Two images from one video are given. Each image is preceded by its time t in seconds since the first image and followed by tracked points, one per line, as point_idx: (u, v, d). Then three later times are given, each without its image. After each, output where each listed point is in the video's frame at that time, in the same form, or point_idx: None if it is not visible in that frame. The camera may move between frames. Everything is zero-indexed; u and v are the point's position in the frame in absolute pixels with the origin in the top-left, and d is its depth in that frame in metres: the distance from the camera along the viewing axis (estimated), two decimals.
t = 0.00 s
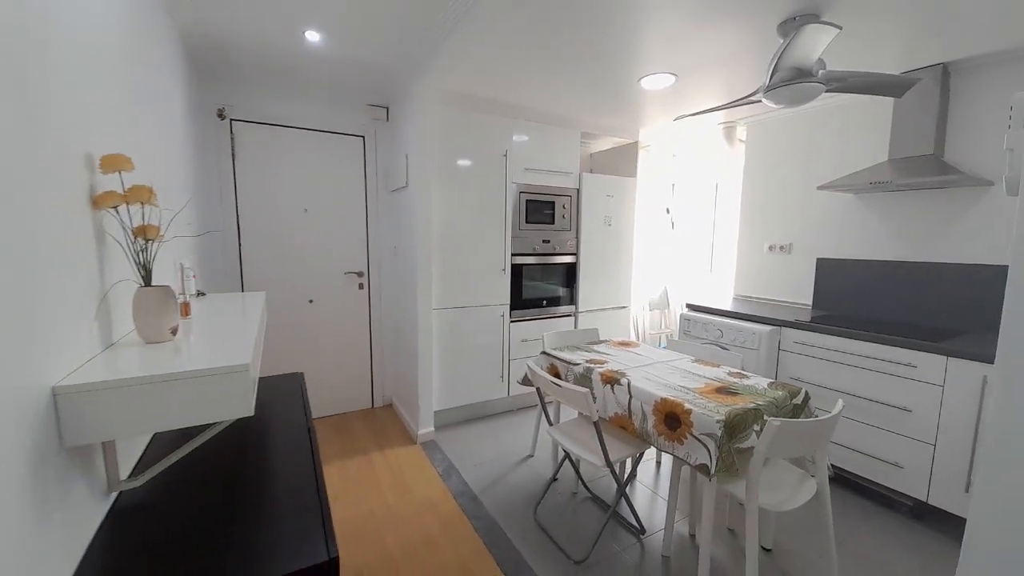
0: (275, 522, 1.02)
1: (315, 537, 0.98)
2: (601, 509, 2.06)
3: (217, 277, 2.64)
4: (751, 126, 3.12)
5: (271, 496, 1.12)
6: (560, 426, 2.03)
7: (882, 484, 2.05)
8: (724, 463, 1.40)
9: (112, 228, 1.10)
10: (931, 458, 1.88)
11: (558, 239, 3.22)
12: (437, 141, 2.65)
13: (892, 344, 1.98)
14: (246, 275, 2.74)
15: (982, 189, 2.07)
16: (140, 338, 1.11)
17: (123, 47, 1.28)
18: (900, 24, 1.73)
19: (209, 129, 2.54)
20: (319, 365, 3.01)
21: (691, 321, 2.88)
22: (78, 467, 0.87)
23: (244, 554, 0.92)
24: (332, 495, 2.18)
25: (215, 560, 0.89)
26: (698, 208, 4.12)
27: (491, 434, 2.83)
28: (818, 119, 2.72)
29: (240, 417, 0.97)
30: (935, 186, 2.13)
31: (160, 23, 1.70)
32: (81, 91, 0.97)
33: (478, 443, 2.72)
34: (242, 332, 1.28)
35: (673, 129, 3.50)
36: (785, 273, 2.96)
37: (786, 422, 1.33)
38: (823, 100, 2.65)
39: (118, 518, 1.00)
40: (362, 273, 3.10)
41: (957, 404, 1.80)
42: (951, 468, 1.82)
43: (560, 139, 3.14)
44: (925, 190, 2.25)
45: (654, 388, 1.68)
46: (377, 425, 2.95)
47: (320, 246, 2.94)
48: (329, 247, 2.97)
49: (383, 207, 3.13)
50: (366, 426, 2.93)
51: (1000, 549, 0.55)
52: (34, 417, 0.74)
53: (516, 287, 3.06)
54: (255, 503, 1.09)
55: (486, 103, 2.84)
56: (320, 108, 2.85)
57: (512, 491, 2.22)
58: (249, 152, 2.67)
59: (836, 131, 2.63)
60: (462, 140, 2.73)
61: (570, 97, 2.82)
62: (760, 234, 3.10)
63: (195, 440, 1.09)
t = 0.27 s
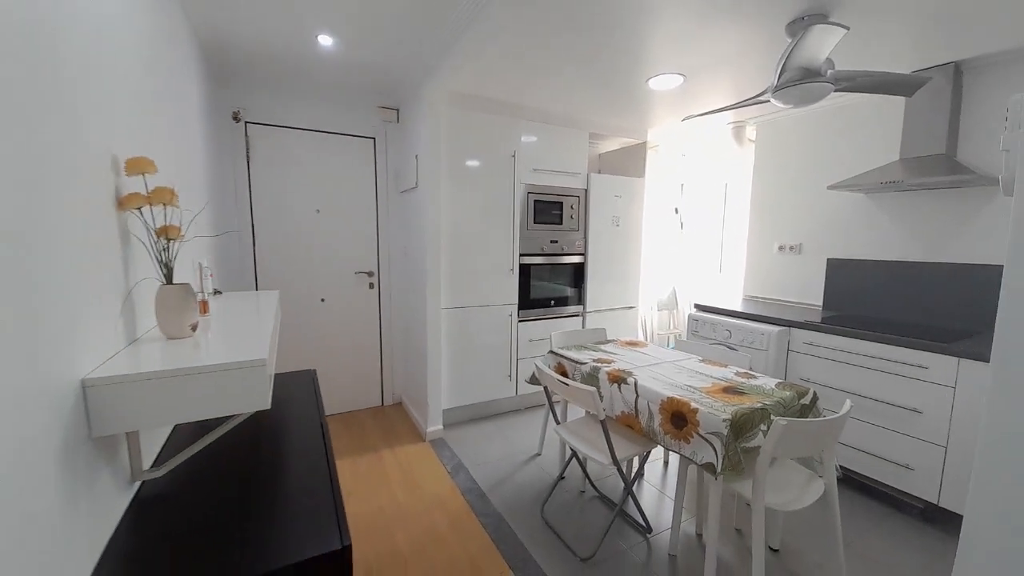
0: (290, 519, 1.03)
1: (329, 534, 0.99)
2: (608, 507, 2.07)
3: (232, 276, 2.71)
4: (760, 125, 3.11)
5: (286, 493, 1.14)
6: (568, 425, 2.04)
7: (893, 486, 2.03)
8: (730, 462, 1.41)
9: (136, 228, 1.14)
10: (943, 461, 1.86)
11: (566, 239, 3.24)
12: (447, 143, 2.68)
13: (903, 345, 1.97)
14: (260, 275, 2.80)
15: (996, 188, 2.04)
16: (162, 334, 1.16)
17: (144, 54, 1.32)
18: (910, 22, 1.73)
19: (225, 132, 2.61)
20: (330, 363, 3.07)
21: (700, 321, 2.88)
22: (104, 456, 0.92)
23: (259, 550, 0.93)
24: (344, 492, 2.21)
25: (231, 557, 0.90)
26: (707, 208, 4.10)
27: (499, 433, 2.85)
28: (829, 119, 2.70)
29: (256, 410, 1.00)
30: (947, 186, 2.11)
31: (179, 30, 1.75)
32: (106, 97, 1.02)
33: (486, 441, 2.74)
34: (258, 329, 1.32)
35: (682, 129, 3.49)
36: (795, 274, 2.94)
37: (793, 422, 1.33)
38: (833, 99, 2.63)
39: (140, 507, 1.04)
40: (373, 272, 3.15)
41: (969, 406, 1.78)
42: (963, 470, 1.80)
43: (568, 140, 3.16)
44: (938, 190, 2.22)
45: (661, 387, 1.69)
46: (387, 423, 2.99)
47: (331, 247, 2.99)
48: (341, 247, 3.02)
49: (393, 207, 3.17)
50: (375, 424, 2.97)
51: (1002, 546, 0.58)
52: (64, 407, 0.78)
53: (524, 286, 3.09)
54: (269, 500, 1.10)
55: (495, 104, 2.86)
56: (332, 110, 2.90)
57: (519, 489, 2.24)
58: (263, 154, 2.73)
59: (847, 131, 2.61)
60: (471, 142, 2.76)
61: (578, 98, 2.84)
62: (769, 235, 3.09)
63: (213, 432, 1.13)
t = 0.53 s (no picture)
0: (299, 519, 1.05)
1: (338, 534, 1.00)
2: (612, 508, 2.08)
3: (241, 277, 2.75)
4: (767, 127, 3.10)
5: (295, 492, 1.15)
6: (572, 425, 2.06)
7: (899, 489, 2.02)
8: (734, 463, 1.41)
9: (152, 232, 1.18)
10: (950, 464, 1.85)
11: (571, 240, 3.25)
12: (453, 145, 2.71)
13: (910, 347, 1.96)
14: (269, 276, 2.84)
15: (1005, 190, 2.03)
16: (176, 334, 1.19)
17: (160, 61, 1.36)
18: (916, 23, 1.72)
19: (235, 135, 2.65)
20: (337, 363, 3.10)
21: (705, 323, 2.88)
22: (121, 452, 0.95)
23: (269, 549, 0.94)
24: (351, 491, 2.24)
25: (241, 556, 0.92)
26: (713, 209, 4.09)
27: (504, 433, 2.87)
28: (835, 120, 2.69)
29: (267, 408, 1.03)
30: (955, 188, 2.10)
31: (192, 37, 1.79)
32: (124, 105, 1.06)
33: (491, 441, 2.76)
34: (268, 329, 1.35)
35: (688, 130, 3.50)
36: (801, 275, 2.93)
37: (797, 423, 1.34)
38: (840, 100, 2.62)
39: (155, 503, 1.07)
40: (379, 273, 3.18)
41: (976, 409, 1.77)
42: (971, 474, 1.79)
43: (573, 142, 3.17)
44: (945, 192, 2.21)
45: (665, 388, 1.70)
46: (393, 423, 3.01)
47: (339, 248, 3.03)
48: (348, 248, 3.06)
49: (400, 209, 3.20)
50: (382, 424, 2.99)
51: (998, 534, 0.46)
52: (84, 405, 0.81)
53: (529, 287, 3.10)
54: (279, 499, 1.12)
55: (501, 106, 2.88)
56: (340, 113, 2.94)
57: (524, 489, 2.26)
58: (272, 157, 2.78)
59: (854, 132, 2.59)
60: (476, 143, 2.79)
61: (584, 100, 2.85)
62: (776, 236, 3.07)
63: (225, 430, 1.16)
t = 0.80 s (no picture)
0: (305, 518, 1.06)
1: (344, 533, 1.02)
2: (615, 508, 2.09)
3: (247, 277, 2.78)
4: (771, 127, 3.09)
5: (301, 492, 1.17)
6: (575, 425, 2.06)
7: (904, 491, 2.01)
8: (736, 464, 1.42)
9: (160, 234, 1.19)
10: (954, 466, 1.84)
11: (574, 241, 3.25)
12: (456, 146, 2.72)
13: (915, 348, 1.95)
14: (274, 276, 2.87)
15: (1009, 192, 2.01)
16: (184, 334, 1.21)
17: (167, 65, 1.38)
18: (920, 24, 1.72)
19: (241, 137, 2.68)
20: (342, 362, 3.13)
21: (708, 323, 2.88)
22: (131, 452, 0.97)
23: (275, 548, 0.96)
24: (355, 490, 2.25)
25: (248, 555, 0.93)
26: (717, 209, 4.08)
27: (507, 433, 2.88)
28: (840, 120, 2.68)
29: (273, 409, 1.04)
30: (960, 188, 2.09)
31: (197, 41, 1.81)
32: (132, 109, 1.07)
33: (494, 441, 2.78)
34: (274, 330, 1.36)
35: (691, 131, 3.50)
36: (805, 276, 2.92)
37: (799, 424, 1.34)
38: (845, 100, 2.61)
39: (164, 502, 1.09)
40: (383, 274, 3.20)
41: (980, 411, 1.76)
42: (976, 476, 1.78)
43: (576, 142, 3.18)
44: (951, 192, 2.20)
45: (667, 389, 1.71)
46: (397, 423, 3.03)
47: (344, 249, 3.05)
48: (352, 249, 3.08)
49: (404, 210, 3.22)
50: (386, 424, 3.01)
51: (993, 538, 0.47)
52: (95, 407, 0.83)
53: (533, 288, 3.11)
54: (285, 499, 1.14)
55: (504, 108, 2.89)
56: (344, 114, 2.95)
57: (527, 489, 2.27)
58: (278, 159, 2.80)
59: (859, 131, 2.58)
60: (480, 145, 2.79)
61: (587, 101, 2.85)
62: (780, 237, 3.07)
63: (232, 430, 1.18)
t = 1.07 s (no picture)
0: (305, 518, 1.07)
1: (344, 533, 1.02)
2: (615, 509, 2.09)
3: (246, 278, 2.77)
4: (769, 127, 3.10)
5: (301, 492, 1.17)
6: (574, 426, 2.07)
7: (902, 490, 2.02)
8: (735, 465, 1.42)
9: (160, 236, 1.19)
10: (952, 466, 1.85)
11: (573, 241, 3.26)
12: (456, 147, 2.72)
13: (913, 349, 1.96)
14: (274, 277, 2.87)
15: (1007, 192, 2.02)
16: (183, 336, 1.21)
17: (165, 66, 1.38)
18: (918, 25, 1.72)
19: (240, 137, 2.68)
20: (342, 363, 3.13)
21: (707, 324, 2.88)
22: (131, 454, 0.97)
23: (276, 549, 0.96)
24: (355, 490, 2.26)
25: (249, 555, 0.94)
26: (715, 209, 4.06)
27: (506, 434, 2.88)
28: (838, 121, 2.69)
29: (273, 410, 1.05)
30: (958, 189, 2.10)
31: (196, 41, 1.81)
32: (131, 110, 1.07)
33: (493, 441, 2.78)
34: (273, 332, 1.36)
35: (689, 131, 3.51)
36: (804, 276, 2.93)
37: (798, 425, 1.35)
38: (843, 101, 2.62)
39: (164, 503, 1.09)
40: (383, 274, 3.20)
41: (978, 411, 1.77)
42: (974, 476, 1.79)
43: (575, 142, 3.18)
44: (949, 193, 2.20)
45: (667, 390, 1.71)
46: (396, 423, 3.03)
47: (343, 249, 3.05)
48: (351, 249, 3.08)
49: (403, 210, 3.22)
50: (385, 424, 3.01)
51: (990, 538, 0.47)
52: (95, 409, 0.83)
53: (532, 288, 3.11)
54: (285, 499, 1.14)
55: (503, 108, 2.90)
56: (342, 115, 2.95)
57: (526, 489, 2.27)
58: (277, 159, 2.80)
59: (857, 132, 2.59)
60: (479, 145, 2.79)
61: (586, 102, 2.86)
62: (778, 237, 3.07)
63: (231, 431, 1.18)
